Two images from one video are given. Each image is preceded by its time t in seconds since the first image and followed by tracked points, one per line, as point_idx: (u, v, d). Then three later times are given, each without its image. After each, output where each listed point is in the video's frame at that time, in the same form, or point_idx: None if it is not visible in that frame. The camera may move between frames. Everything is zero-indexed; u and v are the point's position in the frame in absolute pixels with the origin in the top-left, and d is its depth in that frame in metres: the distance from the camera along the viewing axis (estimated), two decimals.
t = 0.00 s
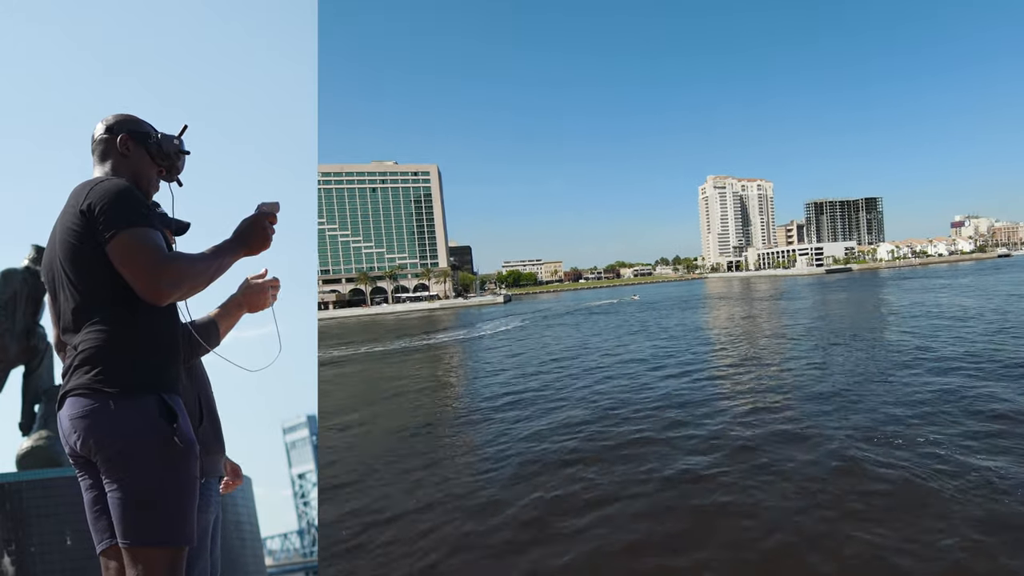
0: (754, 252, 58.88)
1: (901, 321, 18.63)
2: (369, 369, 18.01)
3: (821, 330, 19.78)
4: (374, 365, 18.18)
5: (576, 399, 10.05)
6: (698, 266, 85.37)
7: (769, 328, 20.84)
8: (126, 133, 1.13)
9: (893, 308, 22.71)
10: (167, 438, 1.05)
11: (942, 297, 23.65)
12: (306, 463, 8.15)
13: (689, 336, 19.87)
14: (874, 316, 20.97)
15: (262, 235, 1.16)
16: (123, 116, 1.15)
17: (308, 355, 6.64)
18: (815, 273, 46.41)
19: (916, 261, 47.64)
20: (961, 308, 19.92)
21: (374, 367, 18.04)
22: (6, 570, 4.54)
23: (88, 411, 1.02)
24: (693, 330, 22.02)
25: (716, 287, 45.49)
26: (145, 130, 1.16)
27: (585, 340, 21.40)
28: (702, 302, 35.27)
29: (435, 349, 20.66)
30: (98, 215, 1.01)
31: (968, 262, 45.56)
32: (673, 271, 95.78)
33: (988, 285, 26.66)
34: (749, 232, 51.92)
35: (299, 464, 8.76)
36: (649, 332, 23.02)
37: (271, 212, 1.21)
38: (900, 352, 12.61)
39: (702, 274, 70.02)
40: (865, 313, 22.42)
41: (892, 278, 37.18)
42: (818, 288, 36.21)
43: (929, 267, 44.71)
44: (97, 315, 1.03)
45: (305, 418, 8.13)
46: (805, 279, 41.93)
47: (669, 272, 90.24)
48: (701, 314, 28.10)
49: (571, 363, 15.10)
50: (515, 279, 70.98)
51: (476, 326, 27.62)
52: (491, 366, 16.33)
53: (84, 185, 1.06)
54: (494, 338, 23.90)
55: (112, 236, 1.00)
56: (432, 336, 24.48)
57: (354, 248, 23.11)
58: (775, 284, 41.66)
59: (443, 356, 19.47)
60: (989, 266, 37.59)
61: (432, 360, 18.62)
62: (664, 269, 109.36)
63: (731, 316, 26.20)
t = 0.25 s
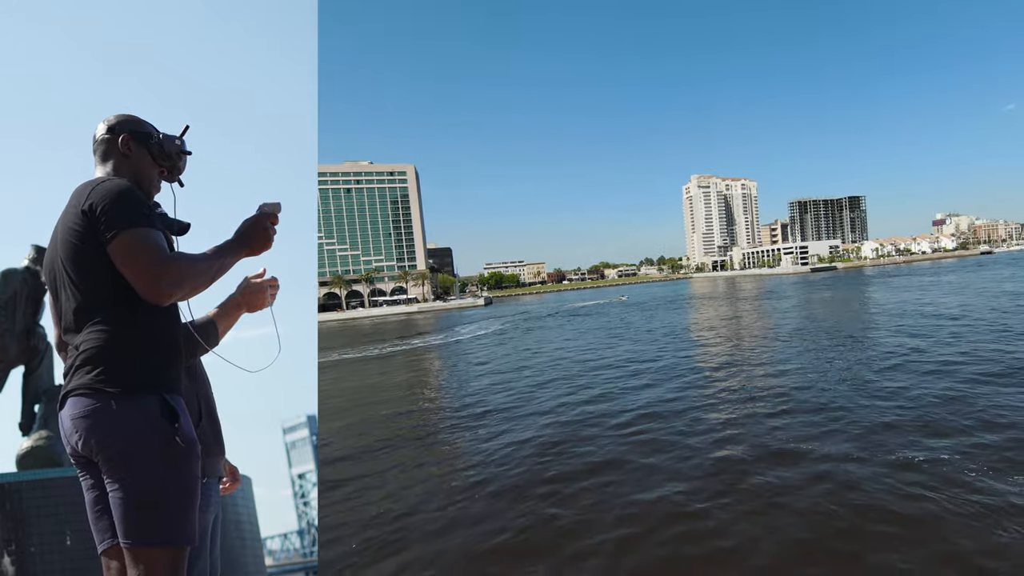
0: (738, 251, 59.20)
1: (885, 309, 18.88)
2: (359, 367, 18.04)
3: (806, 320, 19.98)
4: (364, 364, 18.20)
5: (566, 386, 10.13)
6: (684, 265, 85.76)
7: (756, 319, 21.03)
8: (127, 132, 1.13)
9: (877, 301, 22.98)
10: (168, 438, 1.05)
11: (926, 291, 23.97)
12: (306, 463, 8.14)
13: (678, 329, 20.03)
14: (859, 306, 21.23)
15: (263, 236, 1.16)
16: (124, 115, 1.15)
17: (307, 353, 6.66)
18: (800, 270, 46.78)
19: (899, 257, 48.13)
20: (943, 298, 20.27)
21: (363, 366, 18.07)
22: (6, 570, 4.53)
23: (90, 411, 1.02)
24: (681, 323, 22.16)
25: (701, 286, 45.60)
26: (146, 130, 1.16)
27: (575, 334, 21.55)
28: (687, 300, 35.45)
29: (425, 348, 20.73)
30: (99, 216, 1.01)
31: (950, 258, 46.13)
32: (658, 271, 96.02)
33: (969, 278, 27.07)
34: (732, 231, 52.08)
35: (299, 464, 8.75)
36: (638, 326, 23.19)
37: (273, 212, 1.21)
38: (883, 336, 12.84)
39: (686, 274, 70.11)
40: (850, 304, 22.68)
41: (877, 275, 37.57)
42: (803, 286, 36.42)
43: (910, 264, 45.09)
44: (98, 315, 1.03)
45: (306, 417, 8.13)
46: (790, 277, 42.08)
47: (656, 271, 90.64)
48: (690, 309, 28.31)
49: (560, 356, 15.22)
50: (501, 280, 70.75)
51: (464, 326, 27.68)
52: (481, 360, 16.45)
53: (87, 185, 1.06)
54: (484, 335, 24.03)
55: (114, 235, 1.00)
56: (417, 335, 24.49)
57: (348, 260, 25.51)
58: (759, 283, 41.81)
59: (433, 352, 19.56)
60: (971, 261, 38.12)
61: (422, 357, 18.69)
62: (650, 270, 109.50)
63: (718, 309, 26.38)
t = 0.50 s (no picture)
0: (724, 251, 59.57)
1: (872, 309, 19.03)
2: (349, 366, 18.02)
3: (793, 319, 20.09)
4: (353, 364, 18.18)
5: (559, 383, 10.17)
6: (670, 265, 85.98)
7: (742, 318, 21.15)
8: (128, 133, 1.13)
9: (862, 299, 23.15)
10: (169, 438, 1.05)
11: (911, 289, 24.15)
12: (306, 462, 8.14)
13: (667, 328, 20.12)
14: (845, 305, 21.37)
15: (265, 236, 1.16)
16: (125, 116, 1.15)
17: (308, 353, 6.67)
18: (786, 269, 47.08)
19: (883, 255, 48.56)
20: (928, 297, 20.47)
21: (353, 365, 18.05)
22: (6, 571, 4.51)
23: (92, 410, 1.02)
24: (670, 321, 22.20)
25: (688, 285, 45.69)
26: (146, 130, 1.16)
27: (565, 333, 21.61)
28: (673, 300, 35.62)
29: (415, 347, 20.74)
30: (100, 215, 1.01)
31: (934, 257, 46.58)
32: (645, 270, 96.33)
33: (951, 276, 27.37)
34: (718, 231, 52.22)
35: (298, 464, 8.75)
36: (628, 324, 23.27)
37: (273, 213, 1.21)
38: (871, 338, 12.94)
39: (673, 274, 70.19)
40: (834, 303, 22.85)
41: (863, 273, 37.88)
42: (789, 284, 36.59)
43: (895, 262, 45.48)
44: (99, 316, 1.03)
45: (305, 417, 8.14)
46: (775, 276, 42.29)
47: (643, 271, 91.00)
48: (679, 308, 28.46)
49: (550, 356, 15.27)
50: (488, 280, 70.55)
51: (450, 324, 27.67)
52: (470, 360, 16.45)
53: (88, 185, 1.06)
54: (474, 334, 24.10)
55: (115, 234, 1.00)
56: (402, 334, 24.44)
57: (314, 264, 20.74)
58: (745, 281, 41.96)
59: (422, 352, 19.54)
60: (954, 260, 38.56)
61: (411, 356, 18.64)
62: (638, 270, 109.67)
63: (705, 309, 26.48)
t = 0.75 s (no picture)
0: (715, 249, 59.72)
1: (861, 308, 19.13)
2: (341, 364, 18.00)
3: (783, 316, 20.16)
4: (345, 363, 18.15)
5: (554, 382, 10.20)
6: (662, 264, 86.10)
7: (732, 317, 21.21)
8: (127, 133, 1.13)
9: (851, 297, 23.29)
10: (168, 437, 1.05)
11: (900, 288, 24.32)
12: (306, 463, 8.14)
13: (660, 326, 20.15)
14: (834, 304, 21.49)
15: (263, 235, 1.16)
16: (125, 117, 1.15)
17: (309, 353, 6.68)
18: (777, 268, 47.25)
19: (872, 253, 48.85)
20: (916, 295, 20.63)
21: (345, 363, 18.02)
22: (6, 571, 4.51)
23: (90, 410, 1.02)
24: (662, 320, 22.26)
25: (676, 284, 45.72)
26: (145, 130, 1.16)
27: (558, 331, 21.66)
28: (662, 299, 35.72)
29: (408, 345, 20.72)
30: (99, 215, 1.01)
31: (922, 256, 46.89)
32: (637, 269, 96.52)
33: (938, 275, 27.60)
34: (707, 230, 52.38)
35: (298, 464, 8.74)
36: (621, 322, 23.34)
37: (272, 213, 1.21)
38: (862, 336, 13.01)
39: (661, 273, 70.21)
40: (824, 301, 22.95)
41: (853, 272, 38.10)
42: (777, 283, 36.69)
43: (881, 261, 45.74)
44: (98, 315, 1.03)
45: (305, 417, 8.14)
46: (762, 275, 42.37)
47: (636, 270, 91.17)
48: (671, 306, 28.57)
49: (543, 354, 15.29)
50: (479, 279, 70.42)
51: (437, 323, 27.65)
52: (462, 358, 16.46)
53: (86, 185, 1.06)
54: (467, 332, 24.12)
55: (114, 234, 1.00)
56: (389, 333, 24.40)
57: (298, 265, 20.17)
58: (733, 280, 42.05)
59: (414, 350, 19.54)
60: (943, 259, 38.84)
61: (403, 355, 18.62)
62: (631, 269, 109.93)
63: (697, 307, 26.60)
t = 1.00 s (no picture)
0: (710, 248, 59.87)
1: (854, 308, 19.20)
2: (335, 359, 17.98)
3: (776, 315, 20.19)
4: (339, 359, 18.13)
5: (549, 380, 10.21)
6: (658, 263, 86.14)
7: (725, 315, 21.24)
8: (127, 134, 1.13)
9: (843, 297, 23.38)
10: (166, 438, 1.05)
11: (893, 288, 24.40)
12: (306, 463, 8.15)
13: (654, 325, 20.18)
14: (827, 303, 21.55)
15: (262, 236, 1.16)
16: (124, 117, 1.15)
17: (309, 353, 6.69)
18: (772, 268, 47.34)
19: (866, 253, 49.01)
20: (908, 296, 20.71)
21: (339, 359, 18.00)
22: (6, 570, 4.51)
23: (89, 411, 1.02)
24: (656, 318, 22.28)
25: (668, 283, 45.71)
26: (145, 130, 1.16)
27: (553, 329, 21.68)
28: (656, 298, 35.76)
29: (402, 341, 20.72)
30: (99, 216, 1.01)
31: (915, 257, 47.08)
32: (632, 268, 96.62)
33: (930, 276, 27.71)
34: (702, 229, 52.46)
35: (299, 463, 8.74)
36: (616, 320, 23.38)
37: (272, 214, 1.21)
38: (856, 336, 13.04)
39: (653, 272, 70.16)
40: (817, 301, 23.01)
41: (846, 272, 38.20)
42: (771, 283, 36.74)
43: (874, 261, 45.91)
44: (98, 315, 1.03)
45: (305, 417, 8.16)
46: (756, 274, 42.47)
47: (631, 269, 91.27)
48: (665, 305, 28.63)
49: (538, 351, 15.30)
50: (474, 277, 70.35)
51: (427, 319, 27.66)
52: (455, 355, 16.48)
53: (86, 186, 1.06)
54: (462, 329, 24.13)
55: (114, 235, 1.00)
56: (377, 329, 24.42)
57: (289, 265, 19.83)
58: (726, 280, 42.06)
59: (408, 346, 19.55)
60: (935, 260, 39.02)
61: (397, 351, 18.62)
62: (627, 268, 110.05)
63: (691, 306, 26.66)
